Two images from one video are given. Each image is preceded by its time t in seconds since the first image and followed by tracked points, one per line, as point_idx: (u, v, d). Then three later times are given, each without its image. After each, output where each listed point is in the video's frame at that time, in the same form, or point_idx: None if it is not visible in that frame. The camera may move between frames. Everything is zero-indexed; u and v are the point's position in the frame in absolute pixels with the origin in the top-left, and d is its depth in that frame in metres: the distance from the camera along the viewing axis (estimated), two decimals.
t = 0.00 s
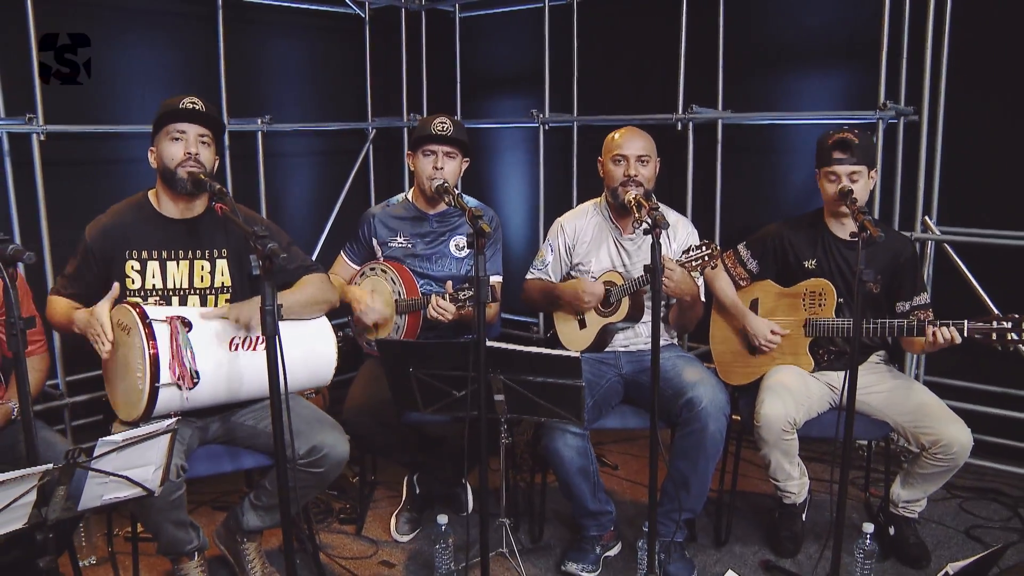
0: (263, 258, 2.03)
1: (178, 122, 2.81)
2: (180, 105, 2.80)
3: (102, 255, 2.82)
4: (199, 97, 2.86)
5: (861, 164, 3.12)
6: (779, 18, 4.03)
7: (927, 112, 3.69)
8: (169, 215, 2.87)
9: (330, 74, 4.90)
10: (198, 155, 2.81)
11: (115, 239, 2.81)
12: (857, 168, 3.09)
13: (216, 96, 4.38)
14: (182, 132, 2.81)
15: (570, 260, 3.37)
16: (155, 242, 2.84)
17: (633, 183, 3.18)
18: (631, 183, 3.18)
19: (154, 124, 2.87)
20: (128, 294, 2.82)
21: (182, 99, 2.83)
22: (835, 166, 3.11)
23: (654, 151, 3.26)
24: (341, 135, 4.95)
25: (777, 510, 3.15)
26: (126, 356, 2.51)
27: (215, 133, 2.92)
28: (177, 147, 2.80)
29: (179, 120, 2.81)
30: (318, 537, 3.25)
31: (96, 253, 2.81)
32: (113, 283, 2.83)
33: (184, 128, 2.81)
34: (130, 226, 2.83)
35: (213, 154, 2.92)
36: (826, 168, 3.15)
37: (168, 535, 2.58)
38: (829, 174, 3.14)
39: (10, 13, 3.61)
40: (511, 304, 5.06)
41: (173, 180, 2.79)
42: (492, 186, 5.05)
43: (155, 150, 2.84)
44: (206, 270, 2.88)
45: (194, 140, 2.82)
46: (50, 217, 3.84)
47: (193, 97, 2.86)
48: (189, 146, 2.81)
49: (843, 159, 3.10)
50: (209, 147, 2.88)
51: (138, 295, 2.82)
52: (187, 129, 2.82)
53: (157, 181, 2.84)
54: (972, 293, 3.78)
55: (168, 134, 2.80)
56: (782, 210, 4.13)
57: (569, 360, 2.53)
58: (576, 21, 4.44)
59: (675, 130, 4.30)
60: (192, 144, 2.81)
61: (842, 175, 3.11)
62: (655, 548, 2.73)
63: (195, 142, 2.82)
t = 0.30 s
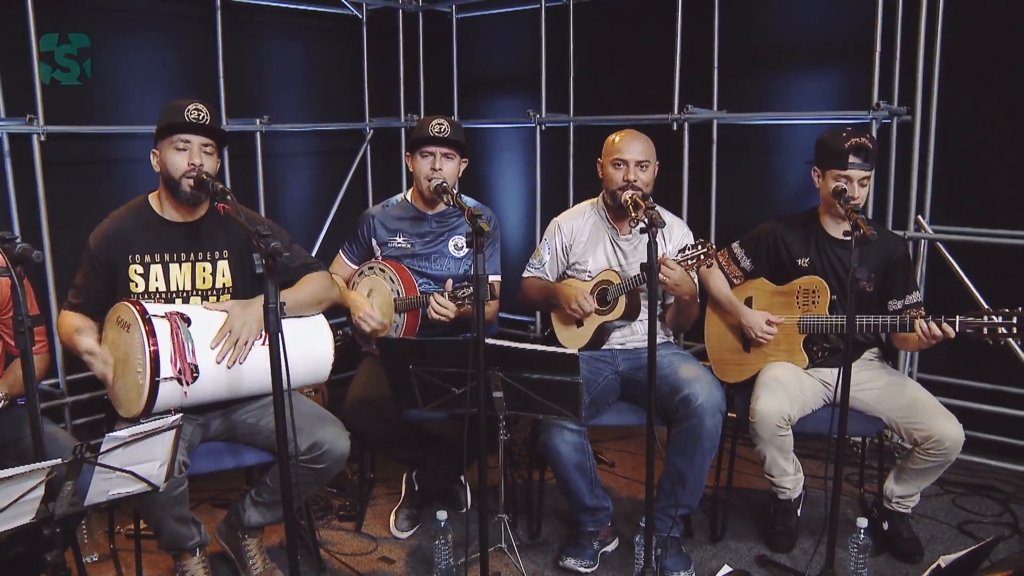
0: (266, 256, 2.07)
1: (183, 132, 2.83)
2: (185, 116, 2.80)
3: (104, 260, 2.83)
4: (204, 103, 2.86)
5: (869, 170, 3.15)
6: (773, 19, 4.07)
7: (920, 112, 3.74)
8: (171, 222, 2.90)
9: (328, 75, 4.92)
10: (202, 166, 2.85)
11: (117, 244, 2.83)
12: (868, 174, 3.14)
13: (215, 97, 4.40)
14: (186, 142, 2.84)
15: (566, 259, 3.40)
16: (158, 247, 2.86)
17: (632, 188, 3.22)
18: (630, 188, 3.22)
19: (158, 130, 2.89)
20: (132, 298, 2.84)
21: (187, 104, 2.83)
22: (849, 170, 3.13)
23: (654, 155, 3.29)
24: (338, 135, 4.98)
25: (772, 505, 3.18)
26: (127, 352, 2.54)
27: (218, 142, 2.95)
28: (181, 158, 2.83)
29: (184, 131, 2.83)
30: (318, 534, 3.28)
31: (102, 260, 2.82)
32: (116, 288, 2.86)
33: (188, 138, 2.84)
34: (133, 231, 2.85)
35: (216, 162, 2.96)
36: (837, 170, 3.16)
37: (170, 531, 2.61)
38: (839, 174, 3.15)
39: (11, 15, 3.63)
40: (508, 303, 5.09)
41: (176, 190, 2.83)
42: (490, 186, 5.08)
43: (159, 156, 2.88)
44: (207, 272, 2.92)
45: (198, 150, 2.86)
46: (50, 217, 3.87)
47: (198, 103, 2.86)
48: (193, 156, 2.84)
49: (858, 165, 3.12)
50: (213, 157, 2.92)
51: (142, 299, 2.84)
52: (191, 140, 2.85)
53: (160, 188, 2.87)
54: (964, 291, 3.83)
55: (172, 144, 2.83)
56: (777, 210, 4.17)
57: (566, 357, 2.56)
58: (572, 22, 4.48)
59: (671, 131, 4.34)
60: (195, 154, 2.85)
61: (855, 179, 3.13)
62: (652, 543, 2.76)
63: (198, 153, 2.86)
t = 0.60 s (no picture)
0: (268, 255, 2.10)
1: (181, 122, 2.87)
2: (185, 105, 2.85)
3: (105, 252, 2.88)
4: (201, 98, 2.92)
5: (866, 173, 3.19)
6: (768, 20, 4.11)
7: (913, 112, 3.78)
8: (173, 215, 2.93)
9: (326, 75, 4.95)
10: (202, 155, 2.88)
11: (119, 237, 2.88)
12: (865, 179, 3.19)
13: (214, 97, 4.43)
14: (184, 132, 2.87)
15: (560, 256, 3.43)
16: (160, 240, 2.90)
17: (629, 182, 3.25)
18: (627, 183, 3.25)
19: (158, 125, 2.93)
20: (132, 292, 2.88)
21: (186, 99, 2.89)
22: (846, 173, 3.16)
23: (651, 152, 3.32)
24: (336, 135, 5.01)
25: (768, 502, 3.22)
26: (131, 352, 2.56)
27: (217, 133, 2.98)
28: (180, 147, 2.86)
29: (182, 120, 2.87)
30: (318, 531, 3.31)
31: (102, 253, 2.88)
32: (116, 282, 2.89)
33: (187, 128, 2.87)
34: (134, 225, 2.90)
35: (215, 153, 2.99)
36: (834, 173, 3.19)
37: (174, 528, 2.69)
38: (834, 177, 3.18)
39: (12, 16, 3.66)
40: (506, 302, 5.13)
41: (177, 179, 2.85)
42: (487, 186, 5.10)
43: (158, 149, 2.91)
44: (209, 267, 2.95)
45: (198, 140, 2.88)
46: (51, 217, 3.90)
47: (196, 98, 2.92)
48: (192, 146, 2.87)
49: (856, 169, 3.16)
50: (212, 147, 2.94)
51: (142, 292, 2.88)
52: (190, 130, 2.88)
53: (161, 180, 2.91)
54: (957, 290, 3.87)
55: (171, 134, 2.87)
56: (772, 209, 4.21)
57: (564, 354, 2.60)
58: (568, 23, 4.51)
59: (667, 131, 4.37)
60: (195, 144, 2.88)
61: (852, 183, 3.17)
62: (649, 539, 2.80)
63: (198, 142, 2.88)
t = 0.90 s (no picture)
0: (272, 252, 2.13)
1: (185, 127, 2.92)
2: (188, 112, 2.88)
3: (108, 249, 2.91)
4: (207, 102, 2.94)
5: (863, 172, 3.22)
6: (765, 21, 4.14)
7: (909, 112, 3.81)
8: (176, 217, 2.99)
9: (325, 75, 4.98)
10: (205, 161, 2.94)
11: (122, 234, 2.92)
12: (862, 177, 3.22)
13: (214, 97, 4.46)
14: (188, 138, 2.93)
15: (560, 256, 3.46)
16: (163, 239, 2.95)
17: (623, 181, 3.29)
18: (621, 182, 3.28)
19: (162, 128, 2.98)
20: (135, 289, 2.93)
21: (190, 103, 2.92)
22: (845, 172, 3.20)
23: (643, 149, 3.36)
24: (335, 135, 5.03)
25: (765, 497, 3.26)
26: (135, 349, 2.60)
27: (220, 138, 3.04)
28: (184, 153, 2.93)
29: (187, 126, 2.92)
30: (319, 527, 3.34)
31: (105, 252, 2.90)
32: (119, 280, 2.93)
33: (191, 134, 2.93)
34: (137, 224, 2.94)
35: (218, 158, 3.04)
36: (833, 172, 3.22)
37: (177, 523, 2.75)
38: (833, 174, 3.21)
39: (14, 17, 3.69)
40: (504, 301, 5.16)
41: (181, 184, 2.91)
42: (486, 185, 5.13)
43: (163, 153, 2.97)
44: (212, 266, 3.00)
45: (202, 146, 2.95)
46: (53, 217, 3.93)
47: (201, 101, 2.95)
48: (196, 151, 2.93)
49: (855, 166, 3.18)
50: (215, 152, 3.00)
51: (144, 290, 2.93)
52: (194, 135, 2.93)
53: (165, 183, 2.96)
54: (952, 288, 3.90)
55: (175, 139, 2.93)
56: (768, 208, 4.24)
57: (564, 351, 2.62)
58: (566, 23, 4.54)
59: (664, 131, 4.41)
60: (199, 149, 2.94)
61: (849, 180, 3.21)
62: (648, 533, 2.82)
63: (202, 148, 2.95)
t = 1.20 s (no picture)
0: (275, 250, 2.17)
1: (186, 126, 2.95)
2: (188, 111, 2.92)
3: (112, 252, 2.95)
4: (206, 100, 2.98)
5: (837, 152, 3.26)
6: (761, 21, 4.17)
7: (904, 112, 3.84)
8: (178, 215, 3.02)
9: (324, 75, 5.00)
10: (205, 159, 2.96)
11: (125, 237, 2.95)
12: (838, 158, 3.25)
13: (213, 98, 4.49)
14: (189, 136, 2.95)
15: (560, 254, 3.49)
16: (165, 240, 2.98)
17: (622, 181, 3.31)
18: (620, 182, 3.31)
19: (162, 128, 3.01)
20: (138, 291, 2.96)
21: (190, 102, 2.95)
22: (816, 155, 3.26)
23: (641, 150, 3.38)
24: (335, 135, 5.06)
25: (762, 493, 3.29)
26: (139, 348, 2.64)
27: (220, 136, 3.06)
28: (185, 151, 2.95)
29: (187, 125, 2.95)
30: (320, 524, 3.37)
31: (109, 254, 2.94)
32: (123, 280, 2.97)
33: (191, 132, 2.96)
34: (140, 226, 2.97)
35: (219, 156, 3.07)
36: (807, 159, 3.30)
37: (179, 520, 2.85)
38: (808, 161, 3.28)
39: (15, 18, 3.71)
40: (503, 300, 5.18)
41: (182, 182, 2.94)
42: (484, 185, 5.16)
43: (164, 152, 2.99)
44: (213, 265, 3.03)
45: (202, 143, 2.97)
46: (55, 216, 3.95)
47: (200, 100, 2.98)
48: (196, 149, 2.96)
49: (823, 148, 3.25)
50: (215, 150, 3.03)
51: (148, 291, 2.96)
52: (194, 133, 2.96)
53: (166, 183, 2.99)
54: (947, 287, 3.93)
55: (176, 138, 2.95)
56: (765, 207, 4.27)
57: (562, 348, 2.64)
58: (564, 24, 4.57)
59: (662, 130, 4.44)
60: (199, 147, 2.96)
61: (823, 164, 3.25)
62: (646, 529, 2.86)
63: (202, 146, 2.97)
